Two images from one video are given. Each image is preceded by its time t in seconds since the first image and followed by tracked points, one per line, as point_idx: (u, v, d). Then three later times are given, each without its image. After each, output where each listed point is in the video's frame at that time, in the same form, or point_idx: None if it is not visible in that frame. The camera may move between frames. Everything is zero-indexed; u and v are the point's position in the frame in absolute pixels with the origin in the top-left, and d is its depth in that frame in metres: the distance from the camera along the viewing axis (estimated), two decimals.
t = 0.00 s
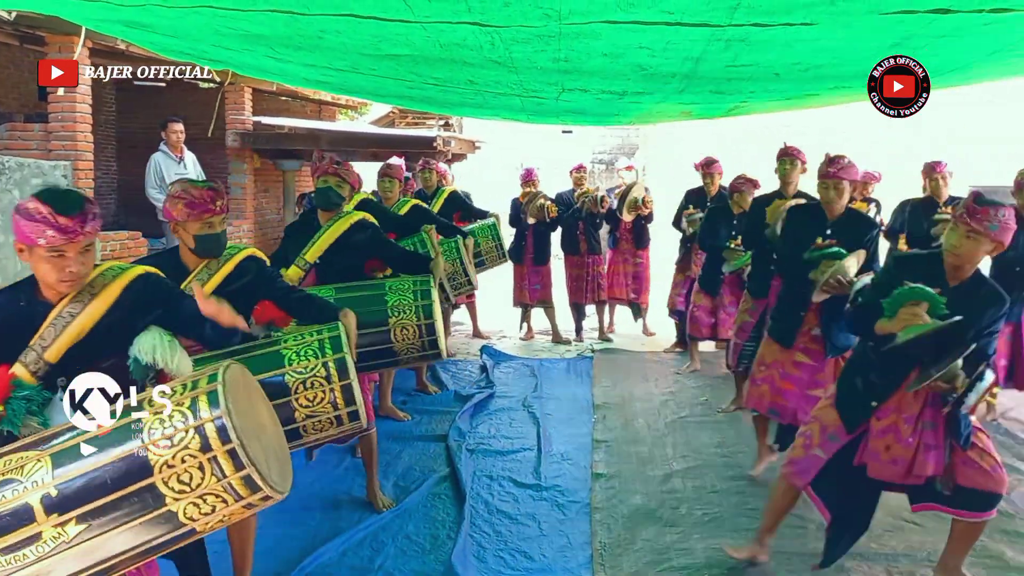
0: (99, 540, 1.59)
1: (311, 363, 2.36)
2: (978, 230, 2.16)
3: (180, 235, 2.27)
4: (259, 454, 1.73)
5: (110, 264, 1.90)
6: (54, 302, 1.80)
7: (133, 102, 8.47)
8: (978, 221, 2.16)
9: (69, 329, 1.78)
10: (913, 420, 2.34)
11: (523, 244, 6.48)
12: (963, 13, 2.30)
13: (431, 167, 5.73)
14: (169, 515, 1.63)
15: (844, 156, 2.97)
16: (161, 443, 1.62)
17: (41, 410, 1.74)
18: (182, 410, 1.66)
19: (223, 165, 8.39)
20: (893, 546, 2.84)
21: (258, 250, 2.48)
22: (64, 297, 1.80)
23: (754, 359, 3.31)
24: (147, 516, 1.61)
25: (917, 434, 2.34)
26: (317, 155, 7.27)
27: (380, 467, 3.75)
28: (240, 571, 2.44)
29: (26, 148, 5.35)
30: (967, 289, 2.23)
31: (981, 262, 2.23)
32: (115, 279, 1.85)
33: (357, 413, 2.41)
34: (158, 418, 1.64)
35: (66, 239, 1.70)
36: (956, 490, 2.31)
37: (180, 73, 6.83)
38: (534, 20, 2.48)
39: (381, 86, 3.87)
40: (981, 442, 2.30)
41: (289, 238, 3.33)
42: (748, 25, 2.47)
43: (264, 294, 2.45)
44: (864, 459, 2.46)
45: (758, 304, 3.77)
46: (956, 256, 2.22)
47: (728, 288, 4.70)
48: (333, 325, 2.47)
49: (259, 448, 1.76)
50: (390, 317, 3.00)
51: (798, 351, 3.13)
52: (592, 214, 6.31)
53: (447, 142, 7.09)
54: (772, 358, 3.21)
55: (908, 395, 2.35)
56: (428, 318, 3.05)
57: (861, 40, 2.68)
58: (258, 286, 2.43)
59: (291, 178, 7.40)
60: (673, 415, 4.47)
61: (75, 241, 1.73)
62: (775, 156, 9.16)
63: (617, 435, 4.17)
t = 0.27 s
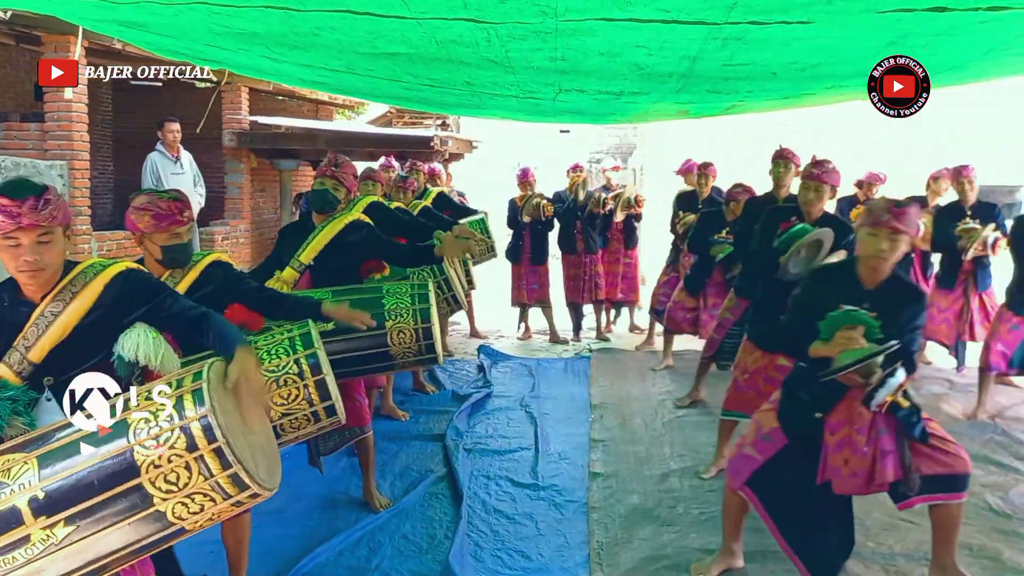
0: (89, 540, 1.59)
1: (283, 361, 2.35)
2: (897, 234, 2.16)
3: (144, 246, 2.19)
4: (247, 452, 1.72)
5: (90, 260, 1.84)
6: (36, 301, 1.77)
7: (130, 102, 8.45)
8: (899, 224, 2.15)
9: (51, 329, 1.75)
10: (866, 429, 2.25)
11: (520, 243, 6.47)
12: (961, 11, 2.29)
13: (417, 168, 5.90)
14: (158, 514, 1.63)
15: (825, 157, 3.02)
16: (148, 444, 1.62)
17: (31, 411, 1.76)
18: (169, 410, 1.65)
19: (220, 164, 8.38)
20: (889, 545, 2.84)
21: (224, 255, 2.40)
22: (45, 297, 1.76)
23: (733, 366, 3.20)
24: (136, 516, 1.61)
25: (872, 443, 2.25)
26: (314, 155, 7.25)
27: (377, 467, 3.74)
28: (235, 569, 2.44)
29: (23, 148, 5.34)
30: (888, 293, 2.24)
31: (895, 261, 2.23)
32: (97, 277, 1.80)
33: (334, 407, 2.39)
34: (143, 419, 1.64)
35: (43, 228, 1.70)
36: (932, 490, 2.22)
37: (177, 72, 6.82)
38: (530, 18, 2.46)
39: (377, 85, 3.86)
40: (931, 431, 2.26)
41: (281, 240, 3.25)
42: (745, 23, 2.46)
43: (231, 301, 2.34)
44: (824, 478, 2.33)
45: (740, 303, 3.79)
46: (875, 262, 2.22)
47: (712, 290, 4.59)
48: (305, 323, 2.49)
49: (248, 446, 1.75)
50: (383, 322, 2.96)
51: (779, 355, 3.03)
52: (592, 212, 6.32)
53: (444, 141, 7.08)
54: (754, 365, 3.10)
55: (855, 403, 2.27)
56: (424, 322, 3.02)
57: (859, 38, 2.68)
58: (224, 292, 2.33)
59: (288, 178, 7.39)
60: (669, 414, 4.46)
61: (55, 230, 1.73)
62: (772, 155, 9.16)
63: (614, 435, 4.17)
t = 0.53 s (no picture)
0: (88, 552, 1.58)
1: (274, 361, 2.34)
2: (830, 231, 2.22)
3: (128, 242, 2.21)
4: (252, 468, 1.71)
5: (114, 271, 1.88)
6: (55, 305, 1.81)
7: (128, 101, 8.44)
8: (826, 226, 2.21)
9: (66, 334, 1.78)
10: (843, 431, 2.26)
11: (518, 243, 6.47)
12: (959, 11, 2.29)
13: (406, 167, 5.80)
14: (159, 529, 1.62)
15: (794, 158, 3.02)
16: (152, 459, 1.61)
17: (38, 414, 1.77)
18: (174, 424, 1.66)
19: (218, 164, 8.37)
20: (888, 544, 2.85)
21: (215, 253, 2.41)
22: (64, 302, 1.81)
23: (719, 370, 3.15)
24: (137, 529, 1.60)
25: (850, 445, 2.26)
26: (312, 154, 7.24)
27: (375, 467, 3.73)
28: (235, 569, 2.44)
29: (21, 148, 5.33)
30: (834, 296, 2.26)
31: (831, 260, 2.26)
32: (118, 288, 1.84)
33: (325, 406, 2.38)
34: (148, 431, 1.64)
35: (39, 222, 1.77)
36: (910, 489, 2.22)
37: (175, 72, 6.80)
38: (528, 18, 2.46)
39: (375, 85, 3.85)
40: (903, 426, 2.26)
41: (254, 242, 3.13)
42: (743, 23, 2.46)
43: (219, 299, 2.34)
44: (805, 481, 2.35)
45: (716, 305, 3.78)
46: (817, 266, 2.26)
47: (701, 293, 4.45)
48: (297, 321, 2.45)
49: (253, 463, 1.75)
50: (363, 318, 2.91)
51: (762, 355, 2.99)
52: (590, 211, 6.33)
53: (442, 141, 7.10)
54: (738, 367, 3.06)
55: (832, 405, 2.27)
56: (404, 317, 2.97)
57: (858, 38, 2.68)
58: (212, 292, 2.32)
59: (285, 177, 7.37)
60: (666, 414, 4.46)
61: (54, 228, 1.77)
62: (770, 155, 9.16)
63: (612, 435, 4.16)
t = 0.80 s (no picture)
0: (80, 532, 1.58)
1: (271, 367, 2.33)
2: (827, 225, 2.26)
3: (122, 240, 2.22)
4: (243, 444, 1.73)
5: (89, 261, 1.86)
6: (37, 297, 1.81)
7: (126, 101, 8.44)
8: (824, 220, 2.26)
9: (46, 327, 1.76)
10: (860, 430, 2.25)
11: (517, 243, 6.48)
12: (957, 11, 2.30)
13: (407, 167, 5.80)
14: (151, 505, 1.63)
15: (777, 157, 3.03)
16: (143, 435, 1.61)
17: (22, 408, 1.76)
18: (165, 399, 1.65)
19: (217, 164, 8.36)
20: (886, 544, 2.85)
21: (210, 251, 2.42)
22: (44, 295, 1.79)
23: (715, 370, 3.19)
24: (128, 506, 1.61)
25: (867, 443, 2.25)
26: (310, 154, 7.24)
27: (374, 467, 3.73)
28: (234, 569, 2.43)
29: (18, 147, 5.33)
30: (844, 291, 2.28)
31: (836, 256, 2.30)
32: (94, 277, 1.82)
33: (323, 411, 2.37)
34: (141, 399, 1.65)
35: (24, 207, 1.76)
36: (924, 487, 2.23)
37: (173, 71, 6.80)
38: (528, 18, 2.46)
39: (374, 84, 3.85)
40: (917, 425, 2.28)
41: (246, 244, 3.12)
42: (742, 23, 2.46)
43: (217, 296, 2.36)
44: (821, 481, 2.32)
45: (709, 306, 3.79)
46: (820, 261, 2.30)
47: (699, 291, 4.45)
48: (293, 324, 2.44)
49: (243, 440, 1.76)
50: (355, 316, 2.89)
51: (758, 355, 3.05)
52: (589, 211, 6.33)
53: (440, 141, 7.11)
54: (734, 367, 3.11)
55: (851, 404, 2.25)
56: (398, 313, 2.94)
57: (857, 38, 2.68)
58: (208, 289, 2.34)
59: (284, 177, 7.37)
60: (665, 414, 4.46)
61: (41, 211, 1.78)
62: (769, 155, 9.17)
63: (610, 434, 4.16)
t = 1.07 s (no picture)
0: (47, 477, 1.58)
1: (270, 368, 2.34)
2: (865, 222, 2.22)
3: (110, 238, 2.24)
4: (208, 378, 1.71)
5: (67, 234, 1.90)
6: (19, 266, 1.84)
7: (125, 101, 8.44)
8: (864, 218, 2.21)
9: (24, 294, 1.77)
10: (866, 430, 2.24)
11: (515, 243, 6.48)
12: (957, 12, 2.30)
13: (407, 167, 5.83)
14: (117, 441, 1.61)
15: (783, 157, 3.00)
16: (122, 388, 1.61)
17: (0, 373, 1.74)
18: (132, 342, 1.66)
19: (215, 164, 8.36)
20: (885, 544, 2.85)
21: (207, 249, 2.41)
22: (22, 264, 1.82)
23: (715, 371, 3.21)
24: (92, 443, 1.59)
25: (873, 444, 2.25)
26: (309, 154, 7.23)
27: (372, 467, 3.73)
28: (231, 569, 2.43)
29: (17, 147, 5.32)
30: (869, 290, 2.27)
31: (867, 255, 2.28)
32: (72, 244, 1.85)
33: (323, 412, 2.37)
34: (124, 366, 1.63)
35: (14, 181, 1.79)
36: (930, 489, 2.22)
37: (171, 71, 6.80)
38: (527, 18, 2.46)
39: (373, 84, 3.84)
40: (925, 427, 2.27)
41: (244, 244, 3.12)
42: (741, 23, 2.47)
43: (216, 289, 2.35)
44: (826, 482, 2.32)
45: (710, 306, 3.77)
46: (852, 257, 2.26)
47: (698, 291, 4.46)
48: (293, 324, 2.46)
49: (211, 376, 1.74)
50: (354, 320, 2.88)
51: (756, 356, 3.07)
52: (588, 212, 6.33)
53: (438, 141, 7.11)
54: (733, 367, 3.13)
55: (858, 404, 2.25)
56: (398, 316, 2.94)
57: (856, 39, 2.68)
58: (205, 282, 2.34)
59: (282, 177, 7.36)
60: (664, 414, 4.46)
61: (32, 185, 1.82)
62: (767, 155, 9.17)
63: (609, 434, 4.16)
